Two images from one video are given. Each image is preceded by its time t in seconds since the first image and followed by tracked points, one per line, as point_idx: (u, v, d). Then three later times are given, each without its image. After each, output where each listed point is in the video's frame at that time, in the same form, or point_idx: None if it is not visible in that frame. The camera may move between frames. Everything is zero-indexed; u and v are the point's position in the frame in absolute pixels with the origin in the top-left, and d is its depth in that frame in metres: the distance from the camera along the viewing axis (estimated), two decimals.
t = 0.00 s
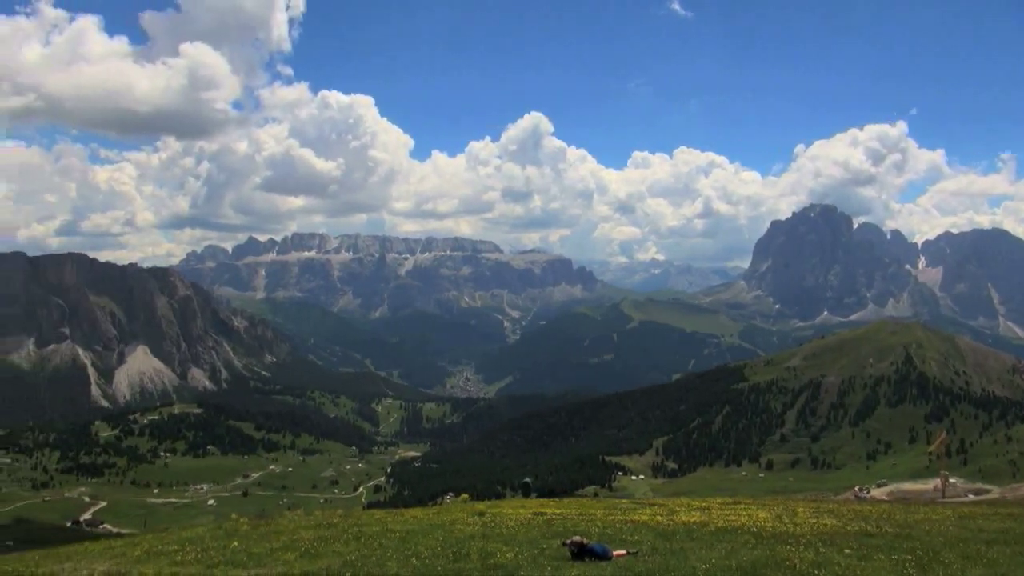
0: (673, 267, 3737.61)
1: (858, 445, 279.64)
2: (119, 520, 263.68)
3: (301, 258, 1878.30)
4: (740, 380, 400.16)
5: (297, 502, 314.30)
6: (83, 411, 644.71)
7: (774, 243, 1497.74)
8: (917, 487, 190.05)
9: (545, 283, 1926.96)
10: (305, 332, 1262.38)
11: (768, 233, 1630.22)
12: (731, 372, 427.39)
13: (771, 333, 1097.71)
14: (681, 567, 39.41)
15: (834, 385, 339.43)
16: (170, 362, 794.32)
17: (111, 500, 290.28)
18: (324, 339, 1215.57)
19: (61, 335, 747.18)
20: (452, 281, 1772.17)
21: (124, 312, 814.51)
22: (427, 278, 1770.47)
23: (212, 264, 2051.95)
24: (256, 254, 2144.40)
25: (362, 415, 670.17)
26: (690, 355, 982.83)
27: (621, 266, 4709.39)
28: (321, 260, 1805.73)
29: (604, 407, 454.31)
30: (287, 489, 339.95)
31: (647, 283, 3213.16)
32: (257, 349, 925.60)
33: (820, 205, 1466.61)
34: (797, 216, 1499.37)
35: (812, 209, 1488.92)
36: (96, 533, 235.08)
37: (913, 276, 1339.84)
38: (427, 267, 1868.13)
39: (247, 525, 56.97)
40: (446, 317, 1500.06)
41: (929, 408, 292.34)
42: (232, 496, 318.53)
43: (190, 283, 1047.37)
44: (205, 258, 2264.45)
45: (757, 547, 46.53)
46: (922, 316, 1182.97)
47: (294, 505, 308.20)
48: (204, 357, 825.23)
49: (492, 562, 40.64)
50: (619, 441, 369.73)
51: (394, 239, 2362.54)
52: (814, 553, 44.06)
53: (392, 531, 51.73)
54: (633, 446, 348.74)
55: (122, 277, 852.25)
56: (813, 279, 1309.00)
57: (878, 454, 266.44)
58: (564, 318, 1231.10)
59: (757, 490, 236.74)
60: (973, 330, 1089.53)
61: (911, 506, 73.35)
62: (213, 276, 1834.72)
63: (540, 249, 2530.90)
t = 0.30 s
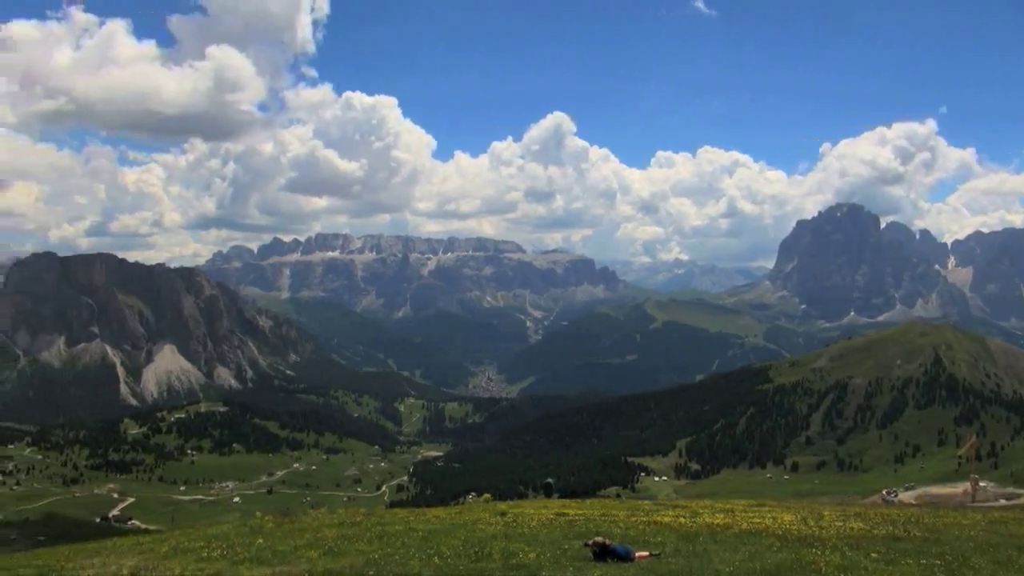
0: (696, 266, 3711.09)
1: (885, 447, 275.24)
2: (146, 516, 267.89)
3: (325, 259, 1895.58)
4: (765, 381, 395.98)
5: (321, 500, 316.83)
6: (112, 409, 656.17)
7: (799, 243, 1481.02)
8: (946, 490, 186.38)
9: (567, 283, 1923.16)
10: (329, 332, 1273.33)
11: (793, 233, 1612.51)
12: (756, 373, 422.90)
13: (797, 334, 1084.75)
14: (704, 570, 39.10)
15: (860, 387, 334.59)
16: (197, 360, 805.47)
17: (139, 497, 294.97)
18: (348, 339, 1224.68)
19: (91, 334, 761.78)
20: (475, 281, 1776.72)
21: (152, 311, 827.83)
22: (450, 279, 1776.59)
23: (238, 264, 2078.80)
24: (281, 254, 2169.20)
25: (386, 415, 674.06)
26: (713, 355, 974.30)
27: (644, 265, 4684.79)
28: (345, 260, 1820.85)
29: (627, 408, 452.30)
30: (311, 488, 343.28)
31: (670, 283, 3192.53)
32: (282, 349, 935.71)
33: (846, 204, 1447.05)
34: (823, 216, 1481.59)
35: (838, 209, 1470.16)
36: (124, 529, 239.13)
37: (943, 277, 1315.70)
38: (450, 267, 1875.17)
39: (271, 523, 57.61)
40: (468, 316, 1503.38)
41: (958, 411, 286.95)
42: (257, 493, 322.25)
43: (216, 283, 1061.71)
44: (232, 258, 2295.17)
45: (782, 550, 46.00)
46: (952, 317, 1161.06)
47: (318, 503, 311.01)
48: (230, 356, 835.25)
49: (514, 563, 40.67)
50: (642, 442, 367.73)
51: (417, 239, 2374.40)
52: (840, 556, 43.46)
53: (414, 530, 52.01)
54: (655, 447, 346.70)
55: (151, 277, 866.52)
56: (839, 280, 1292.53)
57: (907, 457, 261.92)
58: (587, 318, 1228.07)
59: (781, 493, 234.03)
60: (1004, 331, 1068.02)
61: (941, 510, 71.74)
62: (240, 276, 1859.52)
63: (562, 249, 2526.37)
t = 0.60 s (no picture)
0: (720, 266, 3678.63)
1: (913, 450, 270.70)
2: (173, 513, 272.05)
3: (349, 259, 1909.87)
4: (790, 382, 391.24)
5: (344, 498, 319.15)
6: (140, 407, 666.82)
7: (825, 242, 1462.44)
8: (977, 495, 182.55)
9: (590, 283, 1918.43)
10: (353, 332, 1282.69)
11: (819, 233, 1592.91)
12: (781, 374, 418.13)
13: (823, 335, 1071.01)
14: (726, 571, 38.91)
15: (888, 389, 329.13)
16: (223, 359, 815.98)
17: (166, 494, 299.57)
18: (371, 339, 1233.23)
19: (120, 333, 775.26)
20: (497, 281, 1779.45)
21: (179, 311, 840.25)
22: (473, 279, 1781.11)
23: (263, 264, 2103.42)
24: (305, 255, 2189.12)
25: (408, 414, 677.48)
26: (738, 356, 965.38)
27: (668, 265, 4658.42)
28: (368, 260, 1832.87)
29: (650, 408, 450.00)
30: (335, 486, 346.16)
31: (694, 283, 3168.81)
32: (306, 348, 944.53)
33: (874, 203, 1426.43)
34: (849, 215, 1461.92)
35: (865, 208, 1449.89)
36: (151, 525, 243.25)
37: (973, 277, 1291.95)
38: (472, 267, 1879.63)
39: (296, 519, 58.24)
40: (491, 316, 1505.59)
41: (989, 414, 281.26)
42: (282, 491, 325.62)
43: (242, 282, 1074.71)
44: (257, 258, 2321.59)
45: (807, 553, 45.43)
46: (982, 318, 1139.18)
47: (341, 501, 313.46)
48: (255, 355, 844.62)
49: (536, 562, 40.67)
50: (665, 443, 365.60)
51: (439, 240, 2382.86)
52: (866, 561, 42.85)
53: (436, 529, 52.34)
54: (679, 448, 344.33)
55: (178, 276, 879.16)
56: (867, 280, 1274.50)
57: (935, 460, 257.44)
58: (609, 318, 1223.48)
59: (807, 496, 231.16)
60: None
61: (970, 515, 70.05)
62: (265, 277, 1881.17)
63: (584, 249, 2518.31)
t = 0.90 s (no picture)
0: (744, 266, 3647.65)
1: (942, 453, 265.67)
2: (199, 510, 275.86)
3: (372, 259, 1922.64)
4: (816, 384, 386.30)
5: (367, 497, 321.61)
6: (167, 405, 676.67)
7: (851, 242, 1443.03)
8: (1008, 499, 178.36)
9: (612, 283, 1912.36)
10: (376, 331, 1290.26)
11: (845, 232, 1572.81)
12: (806, 375, 413.09)
13: (849, 336, 1056.50)
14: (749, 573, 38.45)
15: (916, 390, 323.61)
16: (248, 359, 825.44)
17: (192, 491, 303.86)
18: (394, 339, 1240.21)
19: (147, 332, 787.87)
20: (519, 281, 1779.99)
21: (205, 310, 851.84)
22: (495, 279, 1783.91)
23: (288, 264, 2125.51)
24: (328, 255, 2206.90)
25: (431, 414, 679.69)
26: (762, 358, 955.66)
27: (691, 265, 4625.55)
28: (391, 260, 1842.91)
29: (672, 409, 447.25)
30: (358, 485, 348.49)
31: (717, 283, 3143.22)
32: (329, 347, 952.13)
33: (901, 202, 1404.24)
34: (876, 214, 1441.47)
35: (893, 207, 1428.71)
36: (177, 522, 247.14)
37: (1004, 277, 1267.36)
38: (494, 267, 1882.27)
39: (319, 519, 58.55)
40: (513, 316, 1506.31)
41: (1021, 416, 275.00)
42: (306, 490, 328.57)
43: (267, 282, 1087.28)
44: (282, 258, 2345.41)
45: (832, 557, 44.79)
46: (1014, 319, 1116.61)
47: (364, 499, 315.81)
48: (279, 354, 853.17)
49: (559, 562, 40.53)
50: (688, 444, 363.28)
51: (461, 240, 2389.51)
52: (895, 565, 41.99)
53: (459, 530, 52.42)
54: (702, 449, 341.85)
55: (203, 276, 891.63)
56: (894, 280, 1255.11)
57: (965, 463, 252.47)
58: (632, 318, 1218.17)
59: (833, 499, 227.79)
60: None
61: (1001, 520, 68.45)
62: (289, 277, 1901.22)
63: (606, 249, 2509.05)
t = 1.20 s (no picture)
0: (768, 267, 3613.19)
1: (970, 457, 260.89)
2: (223, 507, 279.29)
3: (394, 259, 1932.68)
4: (841, 385, 381.22)
5: (388, 496, 323.45)
6: (192, 404, 685.63)
7: (877, 241, 1423.50)
8: None
9: (634, 283, 1903.75)
10: (397, 331, 1297.41)
11: (871, 232, 1552.28)
12: (831, 376, 407.95)
13: (875, 337, 1041.44)
14: None
15: (944, 393, 317.81)
16: (271, 358, 834.20)
17: (217, 489, 307.71)
18: (415, 339, 1245.49)
19: (173, 331, 799.21)
20: (541, 281, 1778.53)
21: (229, 310, 862.69)
22: (516, 279, 1783.82)
23: (311, 263, 2144.06)
24: (350, 255, 2223.21)
25: (452, 414, 681.58)
26: (786, 359, 945.01)
27: (713, 266, 4591.57)
28: (413, 259, 1851.79)
29: (694, 410, 444.23)
30: (379, 484, 350.68)
31: (740, 284, 3116.24)
32: (352, 347, 958.94)
33: (929, 201, 1382.77)
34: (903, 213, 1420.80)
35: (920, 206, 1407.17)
36: (203, 519, 250.59)
37: None
38: (515, 267, 1882.83)
39: (341, 517, 59.02)
40: (534, 316, 1505.63)
41: None
42: (328, 488, 331.43)
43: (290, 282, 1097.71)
44: (304, 258, 2366.16)
45: (858, 560, 44.17)
46: None
47: (386, 499, 317.77)
48: (302, 354, 861.20)
49: (580, 563, 40.36)
50: (710, 446, 360.67)
51: (482, 241, 2393.45)
52: (922, 571, 41.29)
53: (480, 529, 52.39)
54: (725, 451, 339.15)
55: (228, 276, 903.22)
56: (921, 280, 1234.79)
57: (994, 467, 247.71)
58: (653, 318, 1211.31)
59: (858, 502, 224.36)
60: None
61: None
62: (312, 277, 1917.12)
63: (628, 249, 2497.99)
